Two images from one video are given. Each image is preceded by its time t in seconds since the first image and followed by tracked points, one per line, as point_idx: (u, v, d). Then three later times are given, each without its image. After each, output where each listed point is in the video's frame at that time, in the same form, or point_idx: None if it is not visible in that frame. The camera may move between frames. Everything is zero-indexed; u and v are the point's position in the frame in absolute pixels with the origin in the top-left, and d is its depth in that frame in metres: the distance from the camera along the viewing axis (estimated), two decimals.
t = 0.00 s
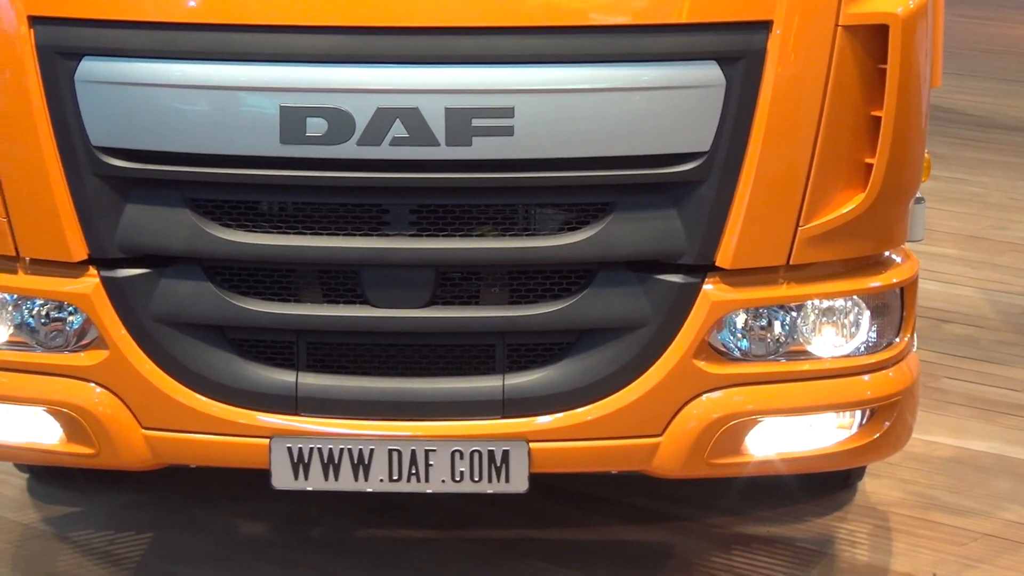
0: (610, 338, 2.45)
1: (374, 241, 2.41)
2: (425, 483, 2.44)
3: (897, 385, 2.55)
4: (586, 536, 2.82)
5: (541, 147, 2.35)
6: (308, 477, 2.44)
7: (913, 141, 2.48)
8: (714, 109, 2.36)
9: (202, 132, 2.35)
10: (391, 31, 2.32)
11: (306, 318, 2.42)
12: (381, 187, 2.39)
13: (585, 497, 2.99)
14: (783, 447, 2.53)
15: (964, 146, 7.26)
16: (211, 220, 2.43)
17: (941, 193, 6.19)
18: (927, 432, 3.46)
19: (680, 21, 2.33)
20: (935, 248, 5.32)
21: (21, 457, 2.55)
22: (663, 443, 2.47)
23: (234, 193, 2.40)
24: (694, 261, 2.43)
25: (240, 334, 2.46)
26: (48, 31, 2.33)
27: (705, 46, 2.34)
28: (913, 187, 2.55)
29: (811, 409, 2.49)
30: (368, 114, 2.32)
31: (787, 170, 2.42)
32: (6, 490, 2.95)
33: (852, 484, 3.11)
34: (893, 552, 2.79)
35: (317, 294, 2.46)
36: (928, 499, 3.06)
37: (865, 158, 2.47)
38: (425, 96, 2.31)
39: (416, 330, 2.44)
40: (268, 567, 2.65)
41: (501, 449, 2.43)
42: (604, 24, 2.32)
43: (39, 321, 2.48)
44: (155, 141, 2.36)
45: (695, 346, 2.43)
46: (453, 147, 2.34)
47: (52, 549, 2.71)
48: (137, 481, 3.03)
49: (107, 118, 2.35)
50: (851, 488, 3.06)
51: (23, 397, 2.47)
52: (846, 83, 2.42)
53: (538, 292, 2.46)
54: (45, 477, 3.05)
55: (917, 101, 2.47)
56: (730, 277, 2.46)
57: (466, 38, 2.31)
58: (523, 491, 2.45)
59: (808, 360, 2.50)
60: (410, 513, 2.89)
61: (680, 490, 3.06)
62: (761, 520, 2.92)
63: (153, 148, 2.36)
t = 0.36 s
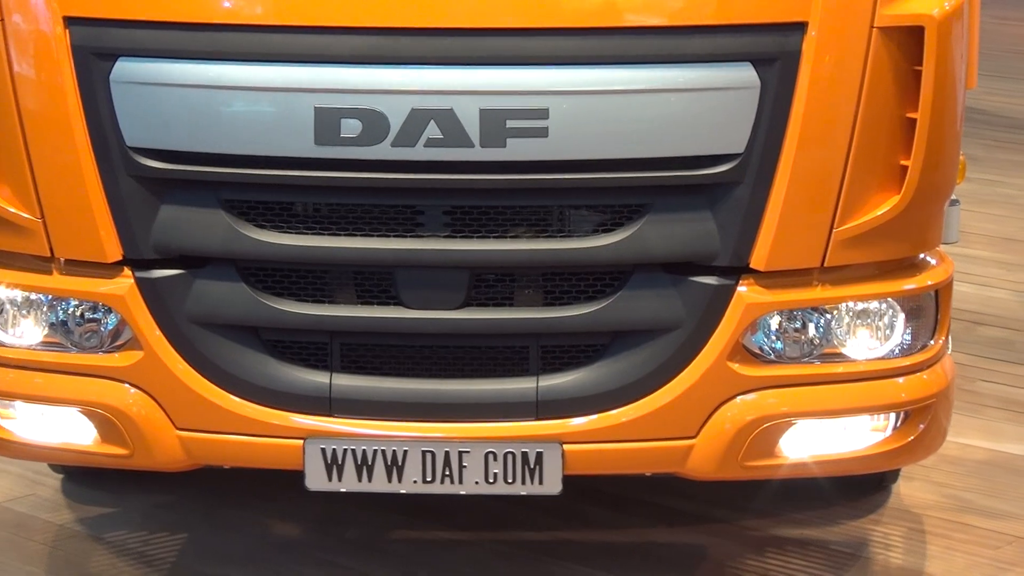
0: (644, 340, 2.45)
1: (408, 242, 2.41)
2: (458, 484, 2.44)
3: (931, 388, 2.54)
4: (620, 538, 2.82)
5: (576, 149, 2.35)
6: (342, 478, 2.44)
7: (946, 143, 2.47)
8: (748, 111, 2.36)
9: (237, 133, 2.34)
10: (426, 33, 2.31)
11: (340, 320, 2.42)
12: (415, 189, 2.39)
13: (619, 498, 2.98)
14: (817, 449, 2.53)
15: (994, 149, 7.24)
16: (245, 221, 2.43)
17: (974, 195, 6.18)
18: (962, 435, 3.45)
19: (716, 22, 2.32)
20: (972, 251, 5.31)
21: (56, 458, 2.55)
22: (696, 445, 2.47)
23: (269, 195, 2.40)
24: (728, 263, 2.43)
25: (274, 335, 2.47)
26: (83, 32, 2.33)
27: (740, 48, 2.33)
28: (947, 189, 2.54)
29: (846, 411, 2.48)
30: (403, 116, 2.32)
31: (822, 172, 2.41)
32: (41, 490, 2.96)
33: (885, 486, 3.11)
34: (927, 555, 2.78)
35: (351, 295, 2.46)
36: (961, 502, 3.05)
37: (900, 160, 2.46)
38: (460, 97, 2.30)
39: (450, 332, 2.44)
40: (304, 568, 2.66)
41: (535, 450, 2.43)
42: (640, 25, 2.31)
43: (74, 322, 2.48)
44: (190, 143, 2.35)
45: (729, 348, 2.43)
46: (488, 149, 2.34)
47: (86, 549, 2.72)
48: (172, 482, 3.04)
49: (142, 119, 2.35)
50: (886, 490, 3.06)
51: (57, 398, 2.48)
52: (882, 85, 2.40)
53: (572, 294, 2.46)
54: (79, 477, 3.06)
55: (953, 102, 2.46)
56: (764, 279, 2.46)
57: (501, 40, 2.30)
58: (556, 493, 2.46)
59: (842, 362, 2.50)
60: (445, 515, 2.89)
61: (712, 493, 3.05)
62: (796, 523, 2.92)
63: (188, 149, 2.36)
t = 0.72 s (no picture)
0: (668, 348, 2.46)
1: (434, 251, 2.42)
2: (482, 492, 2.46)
3: (957, 397, 2.53)
4: (646, 546, 2.82)
5: (603, 156, 2.33)
6: (367, 485, 2.45)
7: (972, 151, 2.47)
8: (774, 119, 2.35)
9: (262, 141, 2.34)
10: (452, 41, 2.30)
11: (365, 328, 2.43)
12: (441, 197, 2.39)
13: (645, 508, 2.99)
14: (842, 458, 2.53)
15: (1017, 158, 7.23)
16: (271, 229, 2.43)
17: (996, 203, 6.17)
18: (987, 444, 3.43)
19: (742, 30, 2.31)
20: (1000, 261, 5.30)
21: (81, 465, 2.55)
22: (721, 454, 2.48)
23: (295, 203, 2.40)
24: (754, 271, 2.43)
25: (299, 343, 2.47)
26: (110, 41, 2.33)
27: (766, 56, 2.32)
28: (972, 196, 2.54)
29: (871, 420, 2.48)
30: (428, 124, 2.30)
31: (848, 180, 2.40)
32: (66, 497, 2.97)
33: (909, 494, 3.09)
34: (953, 563, 2.77)
35: (376, 303, 2.47)
36: (988, 510, 3.03)
37: (925, 168, 2.46)
38: (486, 104, 2.29)
39: (475, 340, 2.45)
40: None
41: (560, 459, 2.45)
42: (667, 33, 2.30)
43: (99, 329, 2.49)
44: (216, 151, 2.35)
45: (755, 357, 2.43)
46: (514, 157, 2.33)
47: (111, 556, 2.72)
48: (197, 490, 3.05)
49: (167, 126, 2.35)
50: (912, 499, 3.06)
51: (83, 406, 2.48)
52: (908, 92, 2.39)
53: (598, 301, 2.46)
54: (105, 484, 3.07)
55: (978, 111, 2.45)
56: (789, 288, 2.45)
57: (528, 48, 2.30)
58: (580, 501, 2.48)
59: (868, 370, 2.50)
60: (471, 523, 2.88)
61: (738, 501, 3.05)
62: (821, 531, 2.91)
63: (213, 157, 2.36)
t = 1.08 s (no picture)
0: (680, 353, 2.46)
1: (445, 256, 2.41)
2: (493, 498, 2.46)
3: (969, 401, 2.53)
4: (658, 552, 2.82)
5: (614, 162, 2.33)
6: (378, 491, 2.45)
7: (984, 156, 2.47)
8: (785, 124, 2.35)
9: (272, 147, 2.34)
10: (461, 47, 2.30)
11: (377, 334, 2.43)
12: (452, 203, 2.39)
13: (658, 514, 3.00)
14: (854, 463, 2.53)
15: None
16: (281, 235, 2.43)
17: (1007, 208, 6.17)
18: (998, 448, 3.43)
19: (752, 34, 2.30)
20: (1011, 266, 5.31)
21: (92, 472, 2.55)
22: (732, 459, 2.48)
23: (305, 209, 2.41)
24: (765, 276, 2.42)
25: (310, 349, 2.48)
26: (121, 48, 2.33)
27: (776, 60, 2.31)
28: (984, 201, 2.53)
29: (883, 425, 2.48)
30: (438, 129, 2.31)
31: (859, 185, 2.39)
32: (78, 503, 2.97)
33: (919, 498, 3.09)
34: (965, 568, 2.76)
35: (387, 309, 2.47)
36: (999, 515, 3.03)
37: (937, 173, 2.45)
38: (496, 110, 2.29)
39: (487, 345, 2.45)
40: None
41: (572, 465, 2.44)
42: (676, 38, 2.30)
43: (110, 336, 2.49)
44: (226, 158, 2.35)
45: (766, 362, 2.43)
46: (525, 163, 2.33)
47: (123, 562, 2.72)
48: (209, 496, 3.05)
49: (178, 133, 2.35)
50: (922, 504, 3.04)
51: (94, 413, 2.48)
52: (919, 97, 2.39)
53: (609, 307, 2.47)
54: (117, 490, 3.07)
55: (989, 115, 2.45)
56: (800, 293, 2.45)
57: (538, 53, 2.29)
58: (591, 507, 2.48)
59: (879, 375, 2.50)
60: (484, 529, 2.88)
61: (749, 507, 3.05)
62: (833, 537, 2.91)
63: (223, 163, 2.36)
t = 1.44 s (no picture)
0: (687, 359, 2.46)
1: (453, 262, 2.41)
2: (501, 504, 2.46)
3: (977, 407, 2.53)
4: (666, 557, 2.82)
5: (622, 167, 2.33)
6: (386, 497, 2.45)
7: (992, 161, 2.46)
8: (793, 129, 2.34)
9: (280, 153, 2.34)
10: (469, 52, 2.30)
11: (384, 340, 2.43)
12: (460, 209, 2.39)
13: (666, 519, 2.99)
14: (862, 468, 2.53)
15: None
16: (289, 241, 2.43)
17: (1011, 215, 6.17)
18: (1005, 454, 3.42)
19: (760, 40, 2.30)
20: (1019, 272, 5.32)
21: (100, 478, 2.55)
22: (740, 465, 2.47)
23: (313, 215, 2.41)
24: (773, 281, 2.42)
25: (318, 355, 2.48)
26: (129, 54, 2.33)
27: (784, 66, 2.31)
28: (992, 206, 2.53)
29: (891, 430, 2.47)
30: (446, 135, 2.30)
31: (867, 191, 2.39)
32: (85, 509, 2.97)
33: (926, 504, 3.08)
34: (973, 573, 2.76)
35: (395, 314, 2.48)
36: (1008, 521, 3.02)
37: (945, 178, 2.45)
38: (504, 116, 2.29)
39: (494, 351, 2.45)
40: None
41: (580, 470, 2.44)
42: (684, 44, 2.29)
43: (118, 341, 2.49)
44: (234, 164, 2.35)
45: (774, 367, 2.43)
46: (533, 169, 2.33)
47: (130, 568, 2.72)
48: (217, 502, 3.05)
49: (185, 139, 2.35)
50: (932, 509, 3.05)
51: (101, 419, 2.48)
52: (927, 102, 2.39)
53: (617, 312, 2.47)
54: (125, 496, 3.07)
55: (997, 120, 2.45)
56: (808, 298, 2.45)
57: (545, 59, 2.29)
58: (599, 512, 2.48)
59: (887, 381, 2.49)
60: (491, 536, 2.88)
61: (757, 512, 3.05)
62: (841, 542, 2.90)
63: (231, 169, 2.36)
